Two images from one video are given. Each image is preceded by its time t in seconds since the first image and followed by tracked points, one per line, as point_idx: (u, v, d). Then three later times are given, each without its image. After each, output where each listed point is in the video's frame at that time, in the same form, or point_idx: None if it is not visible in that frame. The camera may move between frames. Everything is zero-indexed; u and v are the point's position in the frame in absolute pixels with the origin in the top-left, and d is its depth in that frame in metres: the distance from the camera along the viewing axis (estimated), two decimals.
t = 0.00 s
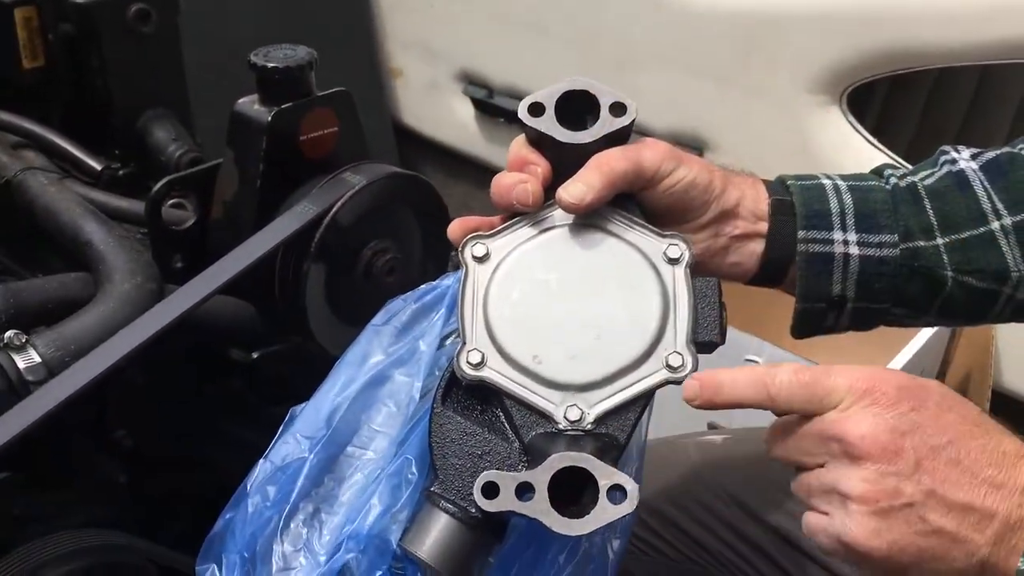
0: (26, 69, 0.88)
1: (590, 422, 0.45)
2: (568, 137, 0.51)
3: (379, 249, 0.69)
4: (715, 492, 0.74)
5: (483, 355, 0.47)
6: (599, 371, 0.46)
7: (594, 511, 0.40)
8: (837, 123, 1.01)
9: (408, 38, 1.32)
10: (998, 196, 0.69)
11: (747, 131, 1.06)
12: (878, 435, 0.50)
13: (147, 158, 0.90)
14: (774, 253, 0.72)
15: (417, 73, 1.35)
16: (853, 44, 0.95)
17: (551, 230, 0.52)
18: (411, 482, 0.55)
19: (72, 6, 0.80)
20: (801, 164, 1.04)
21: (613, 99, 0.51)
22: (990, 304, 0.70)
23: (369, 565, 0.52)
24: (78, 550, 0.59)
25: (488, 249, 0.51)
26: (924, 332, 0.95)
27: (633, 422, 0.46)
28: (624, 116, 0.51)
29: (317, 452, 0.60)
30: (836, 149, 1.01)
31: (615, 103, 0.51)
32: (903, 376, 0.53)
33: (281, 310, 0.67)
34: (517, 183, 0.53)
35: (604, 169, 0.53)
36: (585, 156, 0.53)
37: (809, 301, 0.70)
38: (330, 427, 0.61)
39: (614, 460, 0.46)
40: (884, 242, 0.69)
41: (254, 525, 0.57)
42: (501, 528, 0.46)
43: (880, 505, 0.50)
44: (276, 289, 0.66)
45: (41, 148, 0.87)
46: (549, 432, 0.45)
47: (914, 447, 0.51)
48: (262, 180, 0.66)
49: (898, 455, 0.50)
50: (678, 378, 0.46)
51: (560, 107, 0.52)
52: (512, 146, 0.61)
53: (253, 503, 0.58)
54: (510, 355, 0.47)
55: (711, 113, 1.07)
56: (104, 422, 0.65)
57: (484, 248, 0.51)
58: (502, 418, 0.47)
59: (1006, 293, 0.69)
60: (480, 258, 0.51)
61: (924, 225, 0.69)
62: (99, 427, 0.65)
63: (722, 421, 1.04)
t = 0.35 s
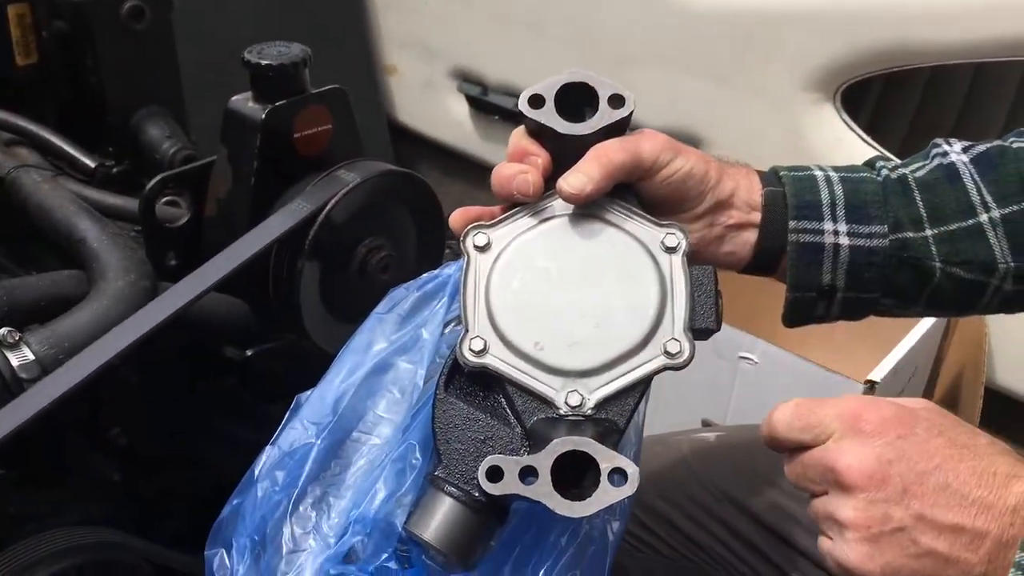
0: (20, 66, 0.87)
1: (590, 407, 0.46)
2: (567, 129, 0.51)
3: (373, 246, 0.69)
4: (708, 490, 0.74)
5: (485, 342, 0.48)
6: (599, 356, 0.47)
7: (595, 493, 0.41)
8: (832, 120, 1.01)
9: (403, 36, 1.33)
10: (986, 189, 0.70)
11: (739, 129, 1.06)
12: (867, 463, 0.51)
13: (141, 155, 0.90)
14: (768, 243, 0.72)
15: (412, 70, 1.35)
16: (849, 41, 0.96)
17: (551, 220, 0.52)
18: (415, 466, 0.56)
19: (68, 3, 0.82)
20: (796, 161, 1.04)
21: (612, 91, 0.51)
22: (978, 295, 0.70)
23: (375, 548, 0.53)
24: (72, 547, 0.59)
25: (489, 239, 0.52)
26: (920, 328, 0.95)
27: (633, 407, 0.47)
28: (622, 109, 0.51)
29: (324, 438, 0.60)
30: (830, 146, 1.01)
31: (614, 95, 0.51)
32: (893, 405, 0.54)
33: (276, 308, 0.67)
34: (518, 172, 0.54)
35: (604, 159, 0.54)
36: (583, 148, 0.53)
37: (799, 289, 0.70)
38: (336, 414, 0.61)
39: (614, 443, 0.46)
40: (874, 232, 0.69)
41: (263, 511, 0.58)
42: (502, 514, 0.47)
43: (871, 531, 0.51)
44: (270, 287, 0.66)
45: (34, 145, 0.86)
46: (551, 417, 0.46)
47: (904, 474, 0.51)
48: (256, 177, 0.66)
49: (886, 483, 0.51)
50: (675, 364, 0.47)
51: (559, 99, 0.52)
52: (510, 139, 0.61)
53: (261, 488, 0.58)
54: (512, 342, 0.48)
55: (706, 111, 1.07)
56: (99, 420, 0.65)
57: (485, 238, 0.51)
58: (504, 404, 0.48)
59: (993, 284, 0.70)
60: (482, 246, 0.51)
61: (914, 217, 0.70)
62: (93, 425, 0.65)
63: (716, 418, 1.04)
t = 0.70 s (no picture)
0: (11, 66, 0.87)
1: (598, 403, 0.47)
2: (573, 135, 0.52)
3: (367, 245, 0.69)
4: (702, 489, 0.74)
5: (497, 341, 0.48)
6: (607, 354, 0.47)
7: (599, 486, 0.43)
8: (825, 121, 1.01)
9: (397, 36, 1.32)
10: (986, 191, 0.70)
11: (733, 129, 1.06)
12: (841, 486, 0.52)
13: (134, 155, 0.90)
14: (772, 246, 0.72)
15: (406, 70, 1.35)
16: (844, 41, 0.96)
17: (560, 222, 0.52)
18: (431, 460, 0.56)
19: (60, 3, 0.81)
20: (790, 162, 1.05)
21: (618, 97, 0.51)
22: (980, 297, 0.70)
23: (392, 540, 0.53)
24: (65, 547, 0.59)
25: (501, 241, 0.52)
26: (913, 328, 0.96)
27: (639, 404, 0.47)
28: (628, 114, 0.52)
29: (341, 433, 0.60)
30: (824, 147, 1.02)
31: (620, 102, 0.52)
32: (877, 425, 0.53)
33: (269, 309, 0.67)
34: (527, 176, 0.53)
35: (610, 163, 0.54)
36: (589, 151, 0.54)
37: (803, 291, 0.71)
38: (352, 408, 0.61)
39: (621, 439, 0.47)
40: (876, 234, 0.70)
41: (281, 502, 0.58)
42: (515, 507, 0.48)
43: (851, 551, 0.53)
44: (263, 287, 0.66)
45: (27, 145, 0.86)
46: (560, 413, 0.47)
47: (880, 497, 0.51)
48: (249, 177, 0.66)
49: (864, 505, 0.52)
50: (682, 360, 0.47)
51: (567, 107, 0.53)
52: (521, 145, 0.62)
53: (279, 479, 0.59)
54: (522, 341, 0.48)
55: (699, 110, 1.07)
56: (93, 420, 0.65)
57: (497, 240, 0.52)
58: (515, 400, 0.48)
59: (994, 285, 0.70)
60: (494, 246, 0.51)
61: (915, 218, 0.70)
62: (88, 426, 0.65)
63: (711, 417, 1.05)
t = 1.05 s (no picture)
0: None
1: (615, 413, 0.50)
2: (582, 147, 0.55)
3: (355, 244, 0.68)
4: (690, 486, 0.74)
5: (514, 354, 0.52)
6: (620, 366, 0.51)
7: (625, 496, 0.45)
8: (813, 118, 1.01)
9: (387, 33, 1.32)
10: (987, 195, 0.72)
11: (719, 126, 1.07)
12: (823, 501, 0.53)
13: (121, 153, 0.89)
14: (776, 253, 0.75)
15: (394, 67, 1.35)
16: (834, 39, 0.96)
17: (573, 235, 0.56)
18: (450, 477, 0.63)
19: None
20: (777, 159, 1.05)
21: (626, 111, 0.55)
22: (982, 298, 0.74)
23: (414, 553, 0.59)
24: (50, 547, 0.59)
25: (513, 255, 0.55)
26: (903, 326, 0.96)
27: (654, 412, 0.51)
28: (637, 127, 0.56)
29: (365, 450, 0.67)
30: (813, 145, 1.02)
31: (629, 115, 0.56)
32: (858, 439, 0.55)
33: (256, 305, 0.66)
34: (539, 190, 0.58)
35: (619, 176, 0.58)
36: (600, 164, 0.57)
37: (807, 294, 0.74)
38: (374, 427, 0.69)
39: (641, 445, 0.50)
40: (878, 238, 0.73)
41: (312, 517, 0.65)
42: (536, 517, 0.52)
43: (836, 565, 0.54)
44: (251, 284, 0.65)
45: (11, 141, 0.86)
46: (578, 424, 0.50)
47: (862, 511, 0.53)
48: (236, 175, 0.66)
49: (846, 519, 0.53)
50: (696, 369, 0.50)
51: (576, 122, 0.57)
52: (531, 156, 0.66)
53: (308, 497, 0.65)
54: (539, 354, 0.51)
55: (687, 107, 1.08)
56: (78, 420, 0.65)
57: (509, 254, 0.55)
58: (533, 413, 0.52)
59: (995, 287, 0.73)
60: (508, 265, 0.55)
61: (916, 224, 0.73)
62: (73, 425, 0.65)
63: (699, 414, 1.05)
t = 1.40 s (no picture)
0: None
1: (644, 408, 0.53)
2: (598, 142, 0.59)
3: (330, 236, 0.67)
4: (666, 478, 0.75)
5: (540, 353, 0.55)
6: (646, 361, 0.54)
7: (674, 488, 0.47)
8: (792, 110, 1.02)
9: (367, 25, 1.32)
10: (976, 188, 0.75)
11: (698, 119, 1.07)
12: (797, 521, 0.55)
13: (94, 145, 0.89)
14: (770, 243, 0.77)
15: (374, 60, 1.34)
16: (811, 32, 0.95)
17: (588, 231, 0.60)
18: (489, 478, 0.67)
19: None
20: (754, 151, 1.05)
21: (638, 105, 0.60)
22: (970, 289, 0.76)
23: (460, 552, 0.63)
24: (24, 543, 0.59)
25: (529, 253, 0.59)
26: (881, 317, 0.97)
27: (681, 404, 0.55)
28: (648, 121, 0.60)
29: (403, 459, 0.70)
30: (789, 137, 1.02)
31: (638, 109, 0.60)
32: (827, 458, 0.57)
33: (229, 297, 0.66)
34: (554, 188, 0.61)
35: (635, 171, 0.62)
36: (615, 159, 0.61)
37: (799, 285, 0.77)
38: (407, 436, 0.72)
39: (671, 436, 0.54)
40: (869, 229, 0.76)
41: (364, 532, 0.66)
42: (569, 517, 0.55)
43: None
44: (226, 277, 0.65)
45: None
46: (607, 420, 0.54)
47: (834, 526, 0.55)
48: (210, 167, 0.65)
49: (819, 537, 0.55)
50: (720, 359, 0.54)
51: (589, 114, 0.61)
52: (538, 153, 0.71)
53: (355, 515, 0.67)
54: (564, 351, 0.55)
55: (664, 99, 1.08)
56: (52, 416, 0.65)
57: (525, 252, 0.59)
58: (560, 412, 0.56)
59: (983, 278, 0.76)
60: (525, 265, 0.58)
61: (907, 217, 0.76)
62: (46, 421, 0.65)
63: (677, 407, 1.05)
